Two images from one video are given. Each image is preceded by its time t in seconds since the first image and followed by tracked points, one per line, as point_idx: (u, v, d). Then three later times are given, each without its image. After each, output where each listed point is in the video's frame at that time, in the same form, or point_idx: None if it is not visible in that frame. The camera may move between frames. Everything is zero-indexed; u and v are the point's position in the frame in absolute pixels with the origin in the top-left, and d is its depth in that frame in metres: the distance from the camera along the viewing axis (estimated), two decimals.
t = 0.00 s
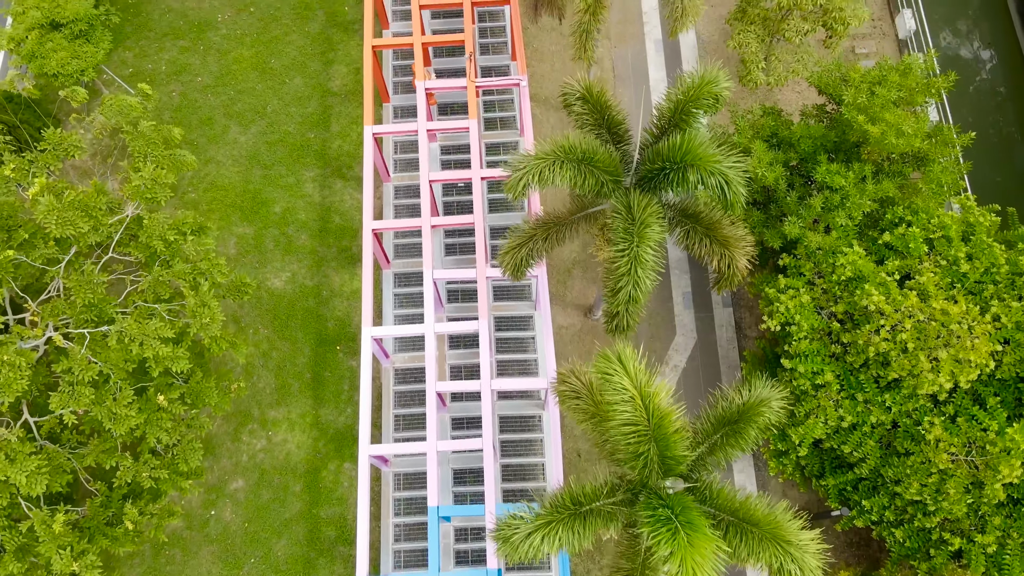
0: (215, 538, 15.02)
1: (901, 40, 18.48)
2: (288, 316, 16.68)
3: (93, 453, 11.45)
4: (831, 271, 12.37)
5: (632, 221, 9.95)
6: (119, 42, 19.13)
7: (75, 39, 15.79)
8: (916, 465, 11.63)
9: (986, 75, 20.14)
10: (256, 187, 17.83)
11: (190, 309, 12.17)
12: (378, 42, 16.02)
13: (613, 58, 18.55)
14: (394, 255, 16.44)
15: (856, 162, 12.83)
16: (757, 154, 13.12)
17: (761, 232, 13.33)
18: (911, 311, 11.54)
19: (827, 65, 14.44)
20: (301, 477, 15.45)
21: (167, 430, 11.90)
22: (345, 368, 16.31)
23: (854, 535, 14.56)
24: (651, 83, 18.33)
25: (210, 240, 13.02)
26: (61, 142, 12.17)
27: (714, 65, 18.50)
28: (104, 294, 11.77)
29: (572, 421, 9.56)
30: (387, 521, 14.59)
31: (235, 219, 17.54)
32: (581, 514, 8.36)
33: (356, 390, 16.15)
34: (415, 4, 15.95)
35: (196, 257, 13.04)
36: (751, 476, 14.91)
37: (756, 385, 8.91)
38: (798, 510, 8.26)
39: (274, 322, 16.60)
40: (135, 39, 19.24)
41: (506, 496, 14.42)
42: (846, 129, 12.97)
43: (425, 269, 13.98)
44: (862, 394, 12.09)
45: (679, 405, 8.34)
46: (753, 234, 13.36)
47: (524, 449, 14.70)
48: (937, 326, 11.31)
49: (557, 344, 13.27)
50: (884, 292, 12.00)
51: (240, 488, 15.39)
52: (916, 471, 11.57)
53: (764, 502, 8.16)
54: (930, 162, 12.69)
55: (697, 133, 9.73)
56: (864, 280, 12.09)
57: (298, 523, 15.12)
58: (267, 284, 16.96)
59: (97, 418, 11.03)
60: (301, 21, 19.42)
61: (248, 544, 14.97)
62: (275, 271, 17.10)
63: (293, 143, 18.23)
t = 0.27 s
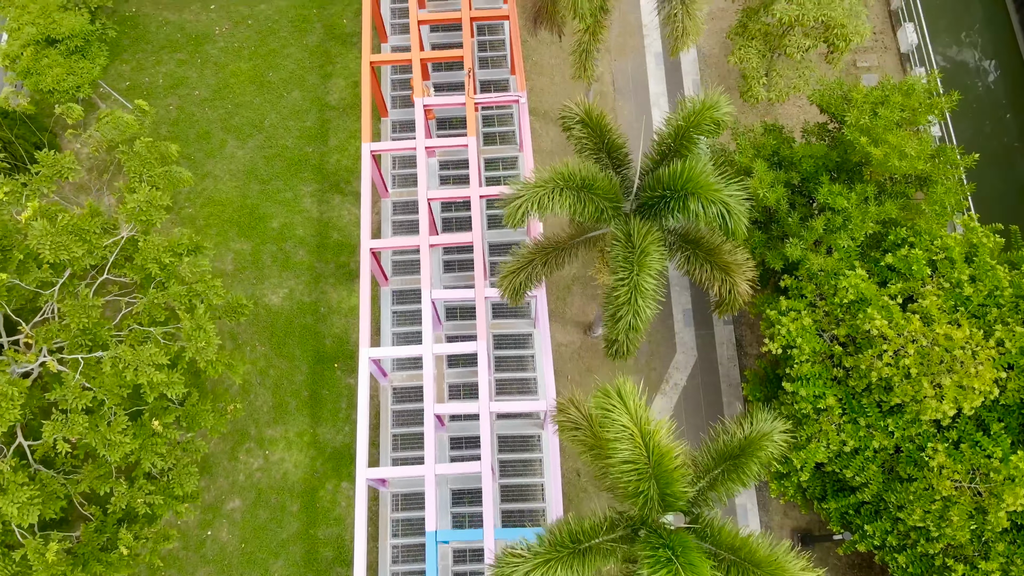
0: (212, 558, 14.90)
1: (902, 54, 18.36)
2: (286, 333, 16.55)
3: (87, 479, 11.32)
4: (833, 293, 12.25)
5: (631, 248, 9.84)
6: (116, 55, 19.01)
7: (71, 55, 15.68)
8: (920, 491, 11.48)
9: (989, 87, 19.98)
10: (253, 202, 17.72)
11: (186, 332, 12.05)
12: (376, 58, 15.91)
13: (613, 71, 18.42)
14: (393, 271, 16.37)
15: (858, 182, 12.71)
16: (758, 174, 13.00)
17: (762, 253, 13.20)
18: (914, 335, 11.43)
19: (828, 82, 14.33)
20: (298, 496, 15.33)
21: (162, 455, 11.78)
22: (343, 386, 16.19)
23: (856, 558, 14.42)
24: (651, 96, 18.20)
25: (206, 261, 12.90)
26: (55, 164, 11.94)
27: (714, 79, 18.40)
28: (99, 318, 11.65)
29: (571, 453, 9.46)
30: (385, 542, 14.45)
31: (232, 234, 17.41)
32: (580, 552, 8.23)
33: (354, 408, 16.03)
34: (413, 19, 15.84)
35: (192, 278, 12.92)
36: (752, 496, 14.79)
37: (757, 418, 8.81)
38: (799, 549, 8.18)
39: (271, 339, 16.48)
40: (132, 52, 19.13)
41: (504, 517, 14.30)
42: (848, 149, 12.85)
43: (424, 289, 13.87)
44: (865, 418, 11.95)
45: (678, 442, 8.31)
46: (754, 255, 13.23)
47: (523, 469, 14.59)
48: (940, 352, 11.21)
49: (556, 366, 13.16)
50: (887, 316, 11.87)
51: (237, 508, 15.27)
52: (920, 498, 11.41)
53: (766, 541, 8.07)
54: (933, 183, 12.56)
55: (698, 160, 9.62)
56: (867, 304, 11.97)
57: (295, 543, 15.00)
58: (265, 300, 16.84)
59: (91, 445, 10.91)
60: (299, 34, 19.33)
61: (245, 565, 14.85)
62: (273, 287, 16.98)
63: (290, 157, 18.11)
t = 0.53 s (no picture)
0: None
1: (905, 67, 18.22)
2: (284, 349, 16.42)
3: (81, 505, 11.18)
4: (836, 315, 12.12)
5: (632, 274, 9.72)
6: (113, 67, 18.89)
7: (67, 69, 15.54)
8: (924, 516, 11.30)
9: (991, 98, 19.85)
10: (251, 216, 17.59)
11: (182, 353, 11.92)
12: (375, 72, 15.78)
13: (613, 83, 18.31)
14: (391, 287, 16.26)
15: (862, 202, 12.57)
16: (760, 192, 12.88)
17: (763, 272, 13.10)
18: (919, 359, 11.32)
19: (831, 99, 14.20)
20: (296, 515, 15.20)
21: (158, 479, 11.64)
22: (341, 403, 16.05)
23: None
24: (651, 109, 18.09)
25: (203, 281, 12.76)
26: (48, 185, 11.91)
27: (715, 91, 18.27)
28: (95, 340, 11.54)
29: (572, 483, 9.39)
30: (383, 562, 14.32)
31: (230, 248, 17.28)
32: None
33: (352, 425, 15.90)
34: (412, 33, 15.71)
35: (189, 298, 12.78)
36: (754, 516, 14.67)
37: (761, 449, 8.75)
38: None
39: (269, 355, 16.35)
40: (129, 64, 19.00)
41: (504, 537, 14.16)
42: (851, 168, 12.72)
43: (423, 307, 13.75)
44: (868, 441, 11.80)
45: (679, 477, 8.28)
46: (756, 275, 13.10)
47: (523, 489, 14.47)
48: (945, 376, 11.10)
49: (557, 386, 13.04)
50: (891, 338, 11.74)
51: (235, 527, 15.13)
52: (924, 523, 11.23)
53: None
54: (938, 203, 12.42)
55: (700, 186, 9.50)
56: (871, 326, 11.85)
57: (292, 562, 14.86)
58: (263, 316, 16.71)
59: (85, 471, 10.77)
60: (298, 46, 19.21)
61: None
62: (271, 302, 16.85)
63: (289, 171, 17.97)
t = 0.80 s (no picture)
0: None
1: (907, 81, 18.09)
2: (282, 366, 16.30)
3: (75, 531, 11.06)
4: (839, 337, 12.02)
5: (633, 301, 9.60)
6: (111, 80, 18.79)
7: (64, 85, 15.42)
8: (928, 542, 11.13)
9: (993, 110, 19.70)
10: (249, 230, 17.48)
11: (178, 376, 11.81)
12: (373, 88, 15.67)
13: (613, 96, 18.18)
14: (390, 304, 16.15)
15: (864, 222, 12.45)
16: (762, 212, 12.77)
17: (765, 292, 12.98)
18: (922, 383, 11.22)
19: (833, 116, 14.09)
20: (293, 534, 15.09)
21: (154, 504, 11.53)
22: (340, 421, 15.94)
23: None
24: (652, 122, 17.97)
25: (199, 303, 12.65)
26: (42, 208, 11.76)
27: (716, 104, 18.15)
28: (89, 364, 11.44)
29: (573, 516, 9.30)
30: None
31: (228, 263, 17.18)
32: None
33: (350, 443, 15.78)
34: (411, 48, 15.58)
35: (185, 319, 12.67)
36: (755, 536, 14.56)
37: (764, 481, 8.70)
38: None
39: (267, 372, 16.24)
40: (127, 76, 18.90)
41: (504, 558, 14.05)
42: (854, 188, 12.60)
43: (421, 327, 13.63)
44: (871, 465, 11.66)
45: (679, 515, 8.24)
46: (757, 295, 12.98)
47: (523, 509, 14.35)
48: (948, 401, 11.00)
49: (557, 408, 12.93)
50: (894, 361, 11.63)
51: (232, 546, 15.02)
52: (928, 549, 11.05)
53: None
54: (942, 223, 12.29)
55: (702, 214, 9.41)
56: (874, 350, 11.74)
57: None
58: (261, 331, 16.60)
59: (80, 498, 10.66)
60: (296, 59, 19.10)
61: None
62: (269, 318, 16.73)
63: (287, 185, 17.85)
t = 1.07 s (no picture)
0: None
1: (910, 93, 18.01)
2: (280, 382, 16.19)
3: (71, 557, 10.94)
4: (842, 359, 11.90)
5: (634, 329, 9.49)
6: (109, 92, 18.68)
7: (61, 100, 15.32)
8: (932, 567, 10.96)
9: (997, 121, 19.56)
10: (247, 245, 17.35)
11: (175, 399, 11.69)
12: (372, 103, 15.53)
13: (614, 109, 18.09)
14: (389, 320, 16.05)
15: (868, 242, 12.33)
16: (765, 232, 12.67)
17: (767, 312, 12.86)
18: (926, 407, 11.10)
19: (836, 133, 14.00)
20: (292, 553, 14.97)
21: (150, 528, 11.41)
22: (339, 438, 15.81)
23: None
24: (653, 135, 17.86)
25: (197, 323, 12.54)
26: (39, 229, 11.83)
27: (718, 117, 18.02)
28: (85, 388, 11.35)
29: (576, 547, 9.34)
30: None
31: (226, 278, 17.06)
32: None
33: (349, 461, 15.65)
34: (410, 63, 15.47)
35: (182, 340, 12.56)
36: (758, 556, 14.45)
37: (767, 513, 8.72)
38: None
39: (265, 389, 16.11)
40: (125, 88, 18.80)
41: None
42: (857, 208, 12.49)
43: (420, 346, 13.52)
44: (875, 488, 11.51)
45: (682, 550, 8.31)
46: (760, 315, 12.85)
47: (523, 529, 14.23)
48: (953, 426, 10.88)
49: (557, 429, 12.82)
50: (899, 384, 11.49)
51: (230, 565, 14.90)
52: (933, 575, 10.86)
53: None
54: (946, 244, 12.21)
55: (704, 242, 9.30)
56: (878, 373, 11.63)
57: None
58: (259, 347, 16.49)
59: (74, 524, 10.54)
60: (295, 71, 18.99)
61: None
62: (267, 334, 16.61)
63: (286, 199, 17.73)
